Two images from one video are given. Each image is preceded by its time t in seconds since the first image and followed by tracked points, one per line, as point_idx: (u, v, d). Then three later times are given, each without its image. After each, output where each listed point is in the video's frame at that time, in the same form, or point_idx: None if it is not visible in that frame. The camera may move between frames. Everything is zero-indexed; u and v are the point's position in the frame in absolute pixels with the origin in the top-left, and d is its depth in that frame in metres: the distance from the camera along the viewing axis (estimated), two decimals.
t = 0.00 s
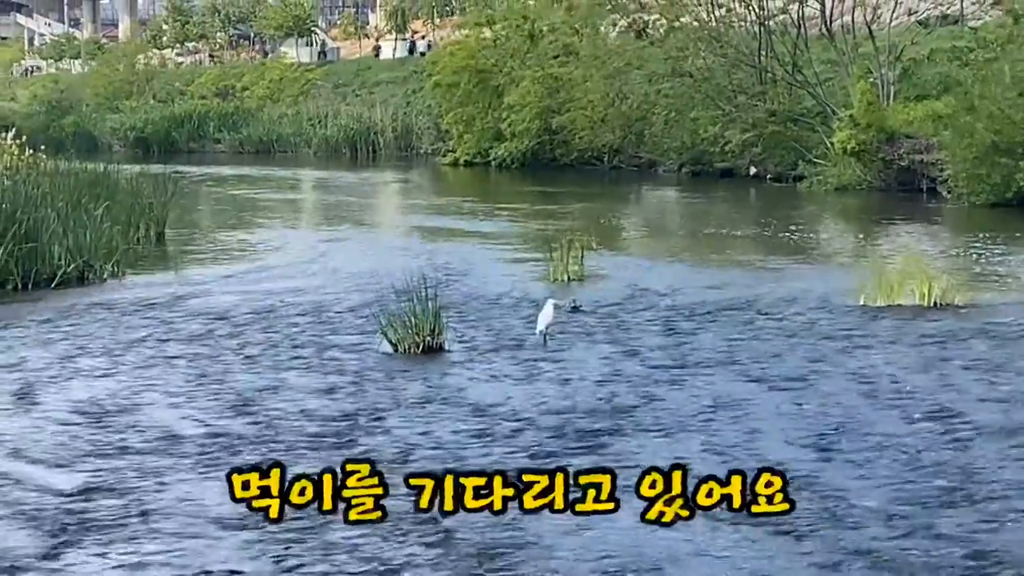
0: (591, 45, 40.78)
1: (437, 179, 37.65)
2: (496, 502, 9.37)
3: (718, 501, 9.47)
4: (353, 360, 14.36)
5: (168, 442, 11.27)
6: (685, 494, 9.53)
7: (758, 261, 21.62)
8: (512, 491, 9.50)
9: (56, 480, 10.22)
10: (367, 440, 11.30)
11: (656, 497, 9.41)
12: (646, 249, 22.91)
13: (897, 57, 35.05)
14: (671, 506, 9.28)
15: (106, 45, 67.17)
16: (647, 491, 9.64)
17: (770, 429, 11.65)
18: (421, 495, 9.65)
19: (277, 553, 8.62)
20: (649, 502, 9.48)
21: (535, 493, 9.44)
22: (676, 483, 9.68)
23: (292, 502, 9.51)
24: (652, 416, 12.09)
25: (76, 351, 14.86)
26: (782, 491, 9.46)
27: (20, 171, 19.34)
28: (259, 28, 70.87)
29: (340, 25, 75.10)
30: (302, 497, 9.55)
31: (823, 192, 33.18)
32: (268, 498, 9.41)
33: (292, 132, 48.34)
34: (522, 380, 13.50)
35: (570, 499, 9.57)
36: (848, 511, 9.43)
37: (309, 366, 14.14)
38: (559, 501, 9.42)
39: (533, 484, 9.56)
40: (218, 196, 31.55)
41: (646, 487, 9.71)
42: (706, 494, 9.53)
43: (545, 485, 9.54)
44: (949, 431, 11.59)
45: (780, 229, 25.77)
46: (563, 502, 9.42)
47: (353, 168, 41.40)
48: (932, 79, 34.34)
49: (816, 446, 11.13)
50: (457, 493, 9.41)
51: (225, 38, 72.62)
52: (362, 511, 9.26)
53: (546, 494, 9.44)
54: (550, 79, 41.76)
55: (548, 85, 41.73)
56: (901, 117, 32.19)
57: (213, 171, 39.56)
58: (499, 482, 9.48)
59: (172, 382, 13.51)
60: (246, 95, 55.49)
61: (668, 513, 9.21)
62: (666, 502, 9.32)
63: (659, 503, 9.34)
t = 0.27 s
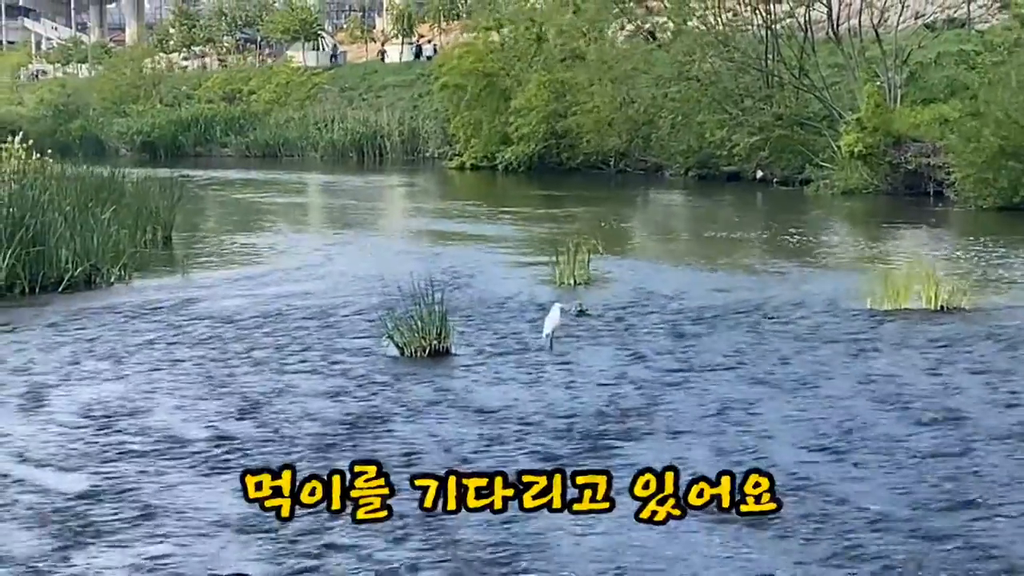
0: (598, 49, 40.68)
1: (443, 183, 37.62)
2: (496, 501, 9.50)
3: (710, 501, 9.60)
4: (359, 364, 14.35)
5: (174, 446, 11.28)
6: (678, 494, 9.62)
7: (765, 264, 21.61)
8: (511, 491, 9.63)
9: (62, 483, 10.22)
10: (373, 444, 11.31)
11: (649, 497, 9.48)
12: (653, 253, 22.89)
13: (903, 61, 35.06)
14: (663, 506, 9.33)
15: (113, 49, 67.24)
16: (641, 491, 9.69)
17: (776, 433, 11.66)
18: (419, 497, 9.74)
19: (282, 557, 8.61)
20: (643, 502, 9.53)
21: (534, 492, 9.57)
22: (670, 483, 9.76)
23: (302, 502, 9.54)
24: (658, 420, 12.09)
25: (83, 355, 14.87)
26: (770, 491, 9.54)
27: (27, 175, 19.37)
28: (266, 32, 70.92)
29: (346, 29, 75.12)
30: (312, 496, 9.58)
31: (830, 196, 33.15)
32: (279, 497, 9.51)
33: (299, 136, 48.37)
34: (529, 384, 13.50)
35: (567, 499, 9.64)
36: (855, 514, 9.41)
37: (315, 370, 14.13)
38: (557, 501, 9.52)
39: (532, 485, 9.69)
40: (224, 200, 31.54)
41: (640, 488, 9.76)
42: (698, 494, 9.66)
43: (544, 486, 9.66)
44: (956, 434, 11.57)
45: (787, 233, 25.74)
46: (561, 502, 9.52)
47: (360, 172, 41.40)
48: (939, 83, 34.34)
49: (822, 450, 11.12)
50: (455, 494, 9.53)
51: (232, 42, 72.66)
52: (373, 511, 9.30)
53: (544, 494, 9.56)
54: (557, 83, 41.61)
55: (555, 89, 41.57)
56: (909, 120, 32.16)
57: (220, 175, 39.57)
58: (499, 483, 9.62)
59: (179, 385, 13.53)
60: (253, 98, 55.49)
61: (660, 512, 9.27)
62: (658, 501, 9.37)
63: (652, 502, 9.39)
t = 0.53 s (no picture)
0: (607, 53, 40.66)
1: (451, 186, 37.62)
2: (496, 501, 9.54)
3: (710, 500, 9.65)
4: (367, 367, 14.36)
5: (183, 449, 11.29)
6: (678, 494, 9.67)
7: (774, 267, 21.57)
8: (511, 491, 9.68)
9: (71, 486, 10.23)
10: (381, 446, 11.30)
11: (649, 497, 9.54)
12: (661, 256, 22.86)
13: (912, 64, 35.02)
14: (663, 506, 9.38)
15: (122, 53, 67.30)
16: (640, 491, 9.73)
17: (785, 435, 11.63)
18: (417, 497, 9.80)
19: (292, 559, 8.62)
20: (643, 501, 9.58)
21: (534, 493, 9.62)
22: (670, 483, 9.79)
23: (303, 501, 9.59)
24: (666, 422, 12.08)
25: (91, 358, 14.88)
26: (770, 491, 9.60)
27: (36, 177, 19.41)
28: (274, 35, 70.95)
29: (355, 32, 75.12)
30: (312, 496, 9.64)
31: (838, 198, 33.13)
32: (280, 497, 9.54)
33: (307, 139, 48.40)
34: (537, 386, 13.50)
35: (567, 499, 9.67)
36: (864, 516, 9.41)
37: (323, 373, 14.14)
38: (557, 501, 9.58)
39: (532, 484, 9.73)
40: (232, 203, 31.54)
41: (640, 487, 9.80)
42: (698, 494, 9.71)
43: (544, 486, 9.71)
44: (965, 437, 11.55)
45: (796, 236, 25.70)
46: (561, 501, 9.58)
47: (368, 175, 41.42)
48: (947, 86, 34.31)
49: (830, 452, 11.11)
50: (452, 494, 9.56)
51: (241, 45, 72.71)
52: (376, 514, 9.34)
53: (544, 494, 9.62)
54: (566, 86, 41.48)
55: (564, 91, 41.43)
56: (917, 123, 32.15)
57: (228, 177, 39.60)
58: (500, 483, 9.65)
59: (187, 387, 13.53)
60: (261, 101, 55.57)
61: (660, 512, 9.32)
62: (658, 501, 9.42)
63: (652, 502, 9.43)
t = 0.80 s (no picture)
0: (616, 55, 40.66)
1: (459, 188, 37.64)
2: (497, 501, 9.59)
3: (710, 500, 9.68)
4: (376, 369, 14.36)
5: (192, 451, 11.29)
6: (678, 494, 9.71)
7: (783, 270, 21.53)
8: (512, 491, 9.73)
9: (81, 488, 10.24)
10: (390, 449, 11.29)
11: (649, 497, 9.57)
12: (669, 258, 22.86)
13: (921, 66, 34.98)
14: (663, 506, 9.41)
15: (131, 56, 67.43)
16: (641, 490, 9.78)
17: (794, 438, 11.61)
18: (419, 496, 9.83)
19: (300, 562, 8.62)
20: (643, 502, 9.62)
21: (534, 492, 9.65)
22: (670, 483, 9.84)
23: (303, 502, 9.64)
24: (676, 425, 12.05)
25: (100, 360, 14.89)
26: (770, 491, 9.63)
27: (46, 180, 19.41)
28: (283, 38, 71.05)
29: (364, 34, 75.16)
30: (312, 496, 9.68)
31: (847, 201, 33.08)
32: (280, 497, 9.58)
33: (316, 142, 48.47)
34: (546, 388, 13.48)
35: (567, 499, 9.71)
36: (873, 519, 9.38)
37: (332, 375, 14.14)
38: (557, 501, 9.61)
39: (533, 484, 9.77)
40: (241, 205, 31.59)
41: (640, 488, 9.83)
42: (698, 494, 9.75)
43: (544, 486, 9.74)
44: (975, 440, 11.52)
45: (806, 238, 25.66)
46: (561, 501, 9.61)
47: (378, 177, 41.47)
48: (956, 88, 34.25)
49: (839, 455, 11.09)
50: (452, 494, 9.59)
51: (250, 48, 72.84)
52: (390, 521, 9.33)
53: (545, 494, 9.64)
54: (577, 88, 41.50)
55: (574, 93, 41.42)
56: (925, 126, 32.09)
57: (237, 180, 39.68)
58: (500, 483, 9.73)
59: (196, 390, 13.54)
60: (270, 104, 55.62)
61: (660, 513, 9.35)
62: (658, 501, 9.46)
63: (652, 502, 9.48)
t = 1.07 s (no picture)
0: (627, 57, 40.60)
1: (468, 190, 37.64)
2: (497, 502, 9.63)
3: (710, 500, 9.71)
4: (385, 371, 14.35)
5: (202, 453, 11.29)
6: (678, 494, 9.74)
7: (793, 272, 21.49)
8: (512, 491, 9.76)
9: (91, 490, 10.23)
10: (400, 451, 11.29)
11: (649, 496, 9.61)
12: (679, 260, 22.86)
13: (931, 68, 34.99)
14: (663, 506, 9.44)
15: (141, 57, 67.52)
16: (641, 491, 9.81)
17: (804, 440, 11.58)
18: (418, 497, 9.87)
19: (312, 563, 8.61)
20: (643, 502, 9.65)
21: (534, 493, 9.68)
22: (670, 483, 9.87)
23: (303, 501, 9.66)
24: (685, 427, 12.04)
25: (110, 362, 14.89)
26: (770, 491, 9.65)
27: (57, 182, 19.45)
28: (293, 40, 71.11)
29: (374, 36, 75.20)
30: (312, 496, 9.70)
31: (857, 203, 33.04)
32: (280, 497, 9.61)
33: (325, 144, 48.51)
34: (555, 390, 13.47)
35: (567, 499, 9.75)
36: (883, 521, 9.36)
37: (342, 377, 14.13)
38: (557, 500, 9.64)
39: (533, 484, 9.81)
40: (250, 207, 31.60)
41: (640, 487, 9.89)
42: (698, 494, 9.77)
43: (544, 486, 9.78)
44: (985, 442, 11.49)
45: (815, 240, 25.63)
46: (561, 502, 9.64)
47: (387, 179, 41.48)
48: (967, 90, 34.26)
49: (849, 457, 11.06)
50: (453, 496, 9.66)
51: (259, 50, 72.92)
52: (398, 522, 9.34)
53: (544, 494, 9.68)
54: (587, 89, 41.46)
55: (584, 94, 41.42)
56: (935, 127, 32.05)
57: (247, 182, 39.70)
58: (500, 483, 9.76)
59: (206, 392, 13.55)
60: (280, 106, 55.67)
61: (660, 513, 9.38)
62: (658, 501, 9.49)
63: (652, 502, 9.51)
